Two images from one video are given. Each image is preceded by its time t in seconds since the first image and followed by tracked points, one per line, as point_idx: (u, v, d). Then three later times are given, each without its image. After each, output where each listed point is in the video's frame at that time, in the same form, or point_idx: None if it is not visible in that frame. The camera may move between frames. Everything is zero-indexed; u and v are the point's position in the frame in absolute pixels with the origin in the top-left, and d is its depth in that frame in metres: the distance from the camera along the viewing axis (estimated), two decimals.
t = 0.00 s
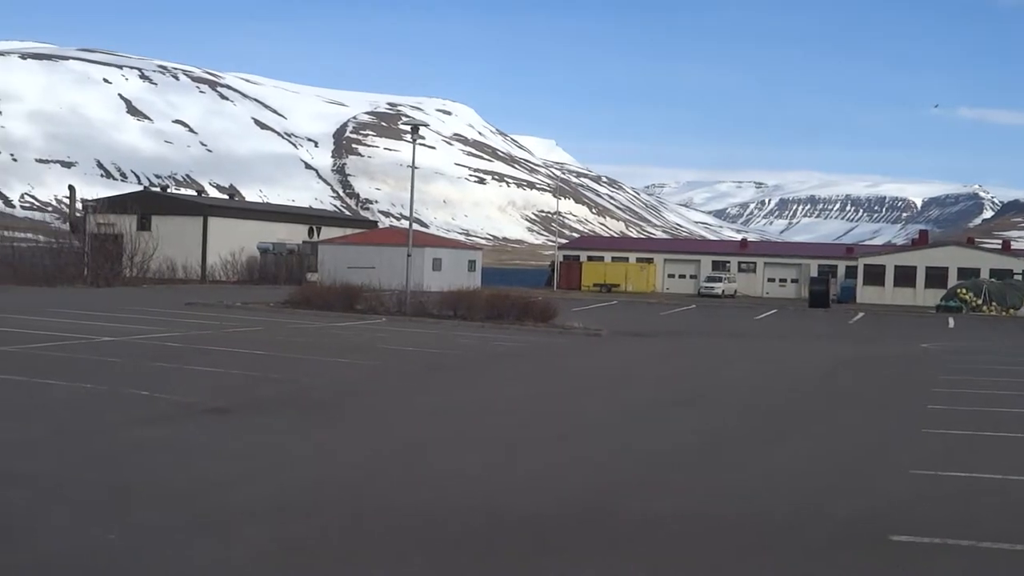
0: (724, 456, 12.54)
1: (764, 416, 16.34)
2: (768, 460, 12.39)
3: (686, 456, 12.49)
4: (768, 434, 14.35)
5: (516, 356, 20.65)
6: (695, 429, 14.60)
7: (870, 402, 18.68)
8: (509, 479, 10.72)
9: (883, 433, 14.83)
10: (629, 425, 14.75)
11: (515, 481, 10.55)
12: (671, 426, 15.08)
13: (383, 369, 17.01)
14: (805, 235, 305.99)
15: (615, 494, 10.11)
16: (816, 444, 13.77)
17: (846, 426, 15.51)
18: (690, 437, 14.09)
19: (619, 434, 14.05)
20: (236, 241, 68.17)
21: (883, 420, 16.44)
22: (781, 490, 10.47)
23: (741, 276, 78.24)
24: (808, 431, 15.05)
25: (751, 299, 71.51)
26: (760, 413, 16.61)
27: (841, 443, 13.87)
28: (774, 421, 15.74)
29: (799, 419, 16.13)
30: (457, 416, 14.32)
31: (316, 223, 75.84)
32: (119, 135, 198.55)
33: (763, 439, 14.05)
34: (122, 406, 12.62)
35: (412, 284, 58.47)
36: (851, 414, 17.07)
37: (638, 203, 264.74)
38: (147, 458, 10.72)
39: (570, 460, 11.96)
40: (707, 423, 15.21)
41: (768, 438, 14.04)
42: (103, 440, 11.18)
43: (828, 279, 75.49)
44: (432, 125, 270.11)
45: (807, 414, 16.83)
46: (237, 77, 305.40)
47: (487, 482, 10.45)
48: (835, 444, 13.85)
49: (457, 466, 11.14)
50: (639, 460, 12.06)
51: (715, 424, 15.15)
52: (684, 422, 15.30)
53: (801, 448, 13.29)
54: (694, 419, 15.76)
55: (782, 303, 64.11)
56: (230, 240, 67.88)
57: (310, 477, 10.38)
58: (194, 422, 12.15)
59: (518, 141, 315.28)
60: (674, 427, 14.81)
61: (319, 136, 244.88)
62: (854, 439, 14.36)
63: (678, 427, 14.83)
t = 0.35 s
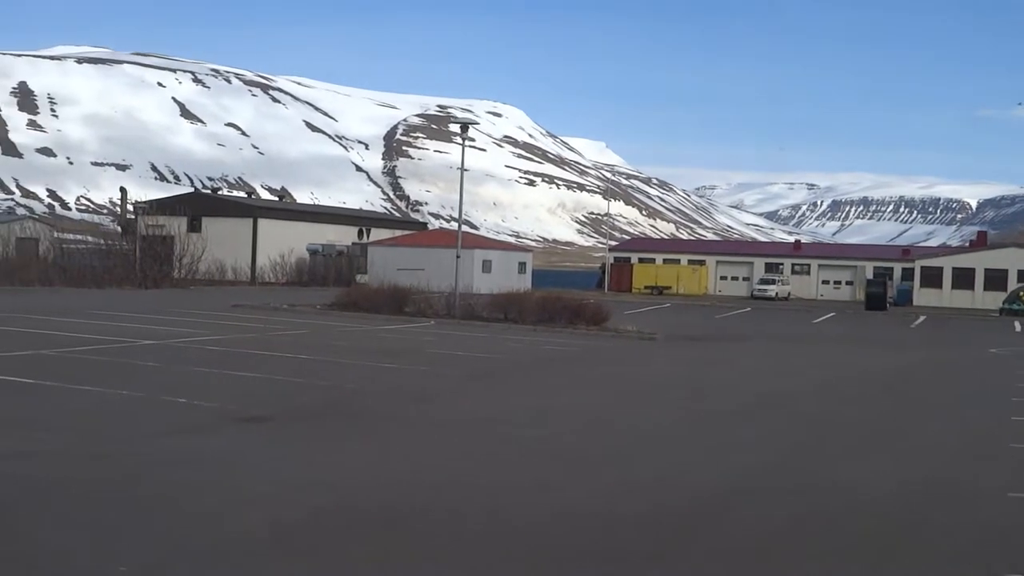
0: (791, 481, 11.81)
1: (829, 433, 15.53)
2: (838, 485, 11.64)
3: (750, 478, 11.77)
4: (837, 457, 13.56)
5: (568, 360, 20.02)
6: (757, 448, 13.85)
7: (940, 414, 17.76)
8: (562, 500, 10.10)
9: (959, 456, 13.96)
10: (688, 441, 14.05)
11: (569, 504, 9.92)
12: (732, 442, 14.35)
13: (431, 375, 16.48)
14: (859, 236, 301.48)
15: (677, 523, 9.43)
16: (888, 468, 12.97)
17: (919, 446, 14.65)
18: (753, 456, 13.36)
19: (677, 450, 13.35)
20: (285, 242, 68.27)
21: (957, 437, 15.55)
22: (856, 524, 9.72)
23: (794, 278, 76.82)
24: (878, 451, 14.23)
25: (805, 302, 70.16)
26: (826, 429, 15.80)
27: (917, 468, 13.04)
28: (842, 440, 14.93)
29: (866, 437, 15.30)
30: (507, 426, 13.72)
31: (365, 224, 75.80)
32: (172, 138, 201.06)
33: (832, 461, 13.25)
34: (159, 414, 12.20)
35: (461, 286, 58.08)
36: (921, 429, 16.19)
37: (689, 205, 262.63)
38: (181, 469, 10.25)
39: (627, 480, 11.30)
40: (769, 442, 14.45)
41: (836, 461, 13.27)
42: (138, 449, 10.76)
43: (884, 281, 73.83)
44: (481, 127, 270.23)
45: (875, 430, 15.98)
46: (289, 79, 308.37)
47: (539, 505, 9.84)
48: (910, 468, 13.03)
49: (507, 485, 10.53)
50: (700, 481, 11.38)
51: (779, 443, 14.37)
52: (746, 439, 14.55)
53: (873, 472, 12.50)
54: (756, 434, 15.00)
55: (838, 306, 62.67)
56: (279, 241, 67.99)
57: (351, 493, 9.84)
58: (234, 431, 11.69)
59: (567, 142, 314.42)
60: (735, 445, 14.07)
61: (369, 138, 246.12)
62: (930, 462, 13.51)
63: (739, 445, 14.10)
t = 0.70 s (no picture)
0: (827, 493, 11.14)
1: (864, 441, 14.84)
2: (877, 498, 10.97)
3: (783, 489, 11.12)
4: (874, 467, 12.87)
5: (589, 365, 19.39)
6: (790, 457, 13.18)
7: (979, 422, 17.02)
8: (583, 514, 9.50)
9: (1003, 467, 13.25)
10: (716, 449, 13.39)
11: (591, 517, 9.32)
12: (762, 450, 13.69)
13: (447, 380, 15.91)
14: (882, 238, 298.93)
15: (707, 540, 8.81)
16: (929, 479, 12.27)
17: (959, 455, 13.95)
18: (785, 465, 12.69)
19: (705, 459, 12.71)
20: (303, 244, 67.92)
21: (998, 446, 14.82)
22: (900, 543, 9.06)
23: (818, 280, 75.82)
24: (916, 459, 13.53)
25: (829, 304, 69.21)
26: (860, 437, 15.11)
27: (960, 479, 12.34)
28: (878, 449, 14.23)
29: (903, 444, 14.60)
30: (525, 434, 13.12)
31: (384, 226, 75.41)
32: (193, 141, 201.65)
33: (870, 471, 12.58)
34: (162, 421, 11.71)
35: (481, 288, 57.48)
36: (960, 437, 15.46)
37: (710, 207, 261.13)
38: (181, 480, 9.73)
39: (654, 490, 10.68)
40: (802, 450, 13.78)
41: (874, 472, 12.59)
42: (136, 460, 10.24)
43: (909, 283, 72.73)
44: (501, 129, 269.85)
45: (913, 438, 15.27)
46: (310, 82, 308.95)
47: (559, 518, 9.24)
48: (953, 479, 12.33)
49: (526, 496, 9.94)
50: (730, 493, 10.75)
51: (812, 451, 13.70)
52: (778, 447, 13.88)
53: (913, 485, 11.81)
54: (787, 442, 14.34)
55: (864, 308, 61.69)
56: (298, 243, 67.65)
57: (359, 505, 9.27)
58: (237, 440, 11.18)
59: (588, 144, 313.51)
60: (766, 453, 13.41)
61: (389, 140, 246.14)
62: (973, 472, 12.81)
63: (769, 453, 13.43)
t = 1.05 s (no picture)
0: (845, 499, 10.56)
1: (881, 445, 14.29)
2: (893, 510, 10.33)
3: (794, 501, 10.50)
4: (895, 473, 12.28)
5: (593, 369, 18.78)
6: (804, 463, 12.61)
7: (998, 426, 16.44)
8: (594, 527, 8.93)
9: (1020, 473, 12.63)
10: (730, 456, 12.80)
11: (598, 531, 8.75)
12: (775, 455, 13.12)
13: (446, 386, 15.33)
14: (884, 238, 298.28)
15: (719, 559, 8.20)
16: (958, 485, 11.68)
17: (984, 460, 13.39)
18: (804, 471, 12.10)
19: (717, 466, 12.13)
20: (303, 245, 67.44)
21: None
22: (929, 556, 8.46)
23: (821, 281, 75.22)
24: (937, 463, 12.98)
25: (833, 305, 68.62)
26: (876, 441, 14.52)
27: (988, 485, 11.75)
28: (897, 454, 13.66)
29: (921, 449, 14.03)
30: (526, 442, 12.55)
31: (384, 227, 74.92)
32: (195, 143, 201.21)
33: (896, 477, 11.96)
34: (137, 432, 11.15)
35: (482, 288, 56.97)
36: (981, 442, 14.90)
37: (713, 208, 260.49)
38: (162, 493, 9.16)
39: (666, 502, 10.11)
40: (818, 455, 13.22)
41: (902, 478, 12.00)
42: (117, 472, 9.69)
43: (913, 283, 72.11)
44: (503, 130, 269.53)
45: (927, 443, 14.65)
46: (312, 84, 308.77)
47: (566, 533, 8.68)
48: (979, 484, 11.75)
49: (521, 512, 9.31)
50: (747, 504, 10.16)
51: (829, 457, 13.13)
52: (791, 452, 13.31)
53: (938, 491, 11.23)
54: (801, 447, 13.75)
55: (868, 309, 61.06)
56: (297, 244, 67.16)
57: (352, 521, 8.71)
58: (214, 452, 10.61)
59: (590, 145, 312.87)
60: (779, 458, 12.84)
61: (391, 141, 245.74)
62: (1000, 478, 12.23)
63: (783, 459, 12.88)
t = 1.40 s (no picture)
0: (856, 507, 10.00)
1: (888, 450, 13.73)
2: (892, 514, 9.79)
3: (788, 507, 10.01)
4: (906, 478, 11.72)
5: (587, 372, 18.21)
6: (808, 469, 12.06)
7: (1007, 428, 15.90)
8: (592, 542, 8.35)
9: None
10: (731, 463, 12.25)
11: (596, 547, 8.18)
12: (779, 461, 12.55)
13: (431, 391, 14.79)
14: (877, 238, 298.44)
15: (712, 571, 7.70)
16: (973, 490, 11.11)
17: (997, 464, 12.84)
18: (810, 478, 11.53)
19: (719, 473, 11.55)
20: (293, 246, 66.78)
21: None
22: (955, 572, 7.88)
23: (816, 281, 74.77)
24: (948, 468, 12.43)
25: (827, 305, 68.16)
26: (883, 445, 13.97)
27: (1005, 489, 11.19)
28: (906, 458, 13.10)
29: (930, 453, 13.49)
30: (518, 451, 11.97)
31: (375, 227, 74.27)
32: (186, 143, 200.18)
33: (907, 483, 11.42)
34: (101, 444, 10.59)
35: (474, 289, 56.41)
36: (991, 446, 14.36)
37: (706, 208, 260.29)
38: (127, 512, 8.56)
39: (669, 512, 9.53)
40: (824, 460, 12.65)
41: (914, 483, 11.43)
42: (81, 489, 9.09)
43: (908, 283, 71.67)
44: (495, 131, 268.90)
45: (927, 446, 14.14)
46: (305, 84, 307.99)
47: (562, 550, 8.08)
48: (994, 489, 11.20)
49: (502, 524, 8.80)
50: (753, 514, 9.58)
51: (835, 462, 12.57)
52: (795, 458, 12.75)
53: (953, 497, 10.67)
54: (800, 451, 13.24)
55: (863, 309, 60.55)
56: (287, 245, 66.50)
57: (332, 540, 8.12)
58: (179, 465, 10.07)
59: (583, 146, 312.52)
60: (783, 464, 12.27)
61: (384, 142, 244.90)
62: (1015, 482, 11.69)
63: (787, 465, 12.31)
